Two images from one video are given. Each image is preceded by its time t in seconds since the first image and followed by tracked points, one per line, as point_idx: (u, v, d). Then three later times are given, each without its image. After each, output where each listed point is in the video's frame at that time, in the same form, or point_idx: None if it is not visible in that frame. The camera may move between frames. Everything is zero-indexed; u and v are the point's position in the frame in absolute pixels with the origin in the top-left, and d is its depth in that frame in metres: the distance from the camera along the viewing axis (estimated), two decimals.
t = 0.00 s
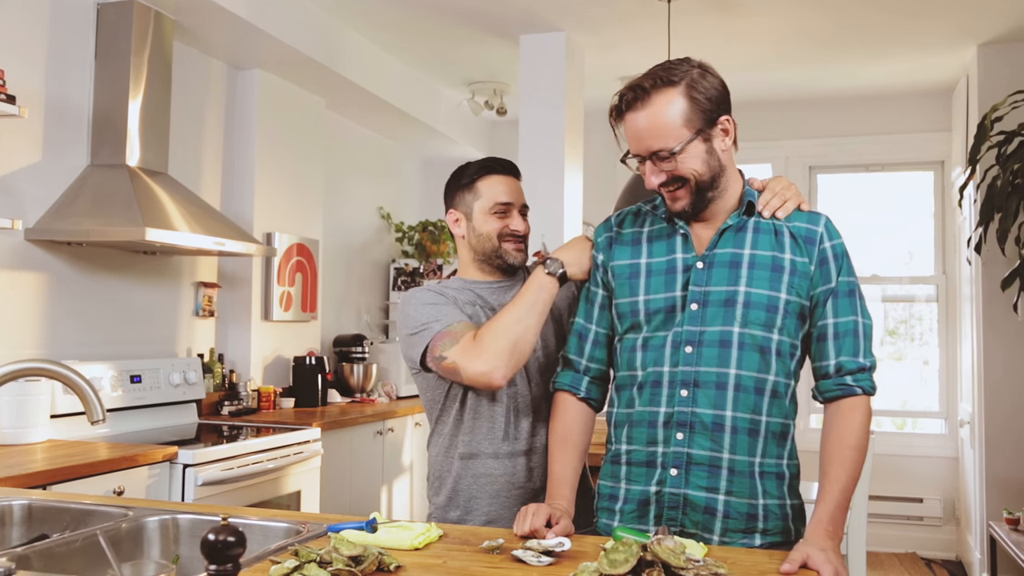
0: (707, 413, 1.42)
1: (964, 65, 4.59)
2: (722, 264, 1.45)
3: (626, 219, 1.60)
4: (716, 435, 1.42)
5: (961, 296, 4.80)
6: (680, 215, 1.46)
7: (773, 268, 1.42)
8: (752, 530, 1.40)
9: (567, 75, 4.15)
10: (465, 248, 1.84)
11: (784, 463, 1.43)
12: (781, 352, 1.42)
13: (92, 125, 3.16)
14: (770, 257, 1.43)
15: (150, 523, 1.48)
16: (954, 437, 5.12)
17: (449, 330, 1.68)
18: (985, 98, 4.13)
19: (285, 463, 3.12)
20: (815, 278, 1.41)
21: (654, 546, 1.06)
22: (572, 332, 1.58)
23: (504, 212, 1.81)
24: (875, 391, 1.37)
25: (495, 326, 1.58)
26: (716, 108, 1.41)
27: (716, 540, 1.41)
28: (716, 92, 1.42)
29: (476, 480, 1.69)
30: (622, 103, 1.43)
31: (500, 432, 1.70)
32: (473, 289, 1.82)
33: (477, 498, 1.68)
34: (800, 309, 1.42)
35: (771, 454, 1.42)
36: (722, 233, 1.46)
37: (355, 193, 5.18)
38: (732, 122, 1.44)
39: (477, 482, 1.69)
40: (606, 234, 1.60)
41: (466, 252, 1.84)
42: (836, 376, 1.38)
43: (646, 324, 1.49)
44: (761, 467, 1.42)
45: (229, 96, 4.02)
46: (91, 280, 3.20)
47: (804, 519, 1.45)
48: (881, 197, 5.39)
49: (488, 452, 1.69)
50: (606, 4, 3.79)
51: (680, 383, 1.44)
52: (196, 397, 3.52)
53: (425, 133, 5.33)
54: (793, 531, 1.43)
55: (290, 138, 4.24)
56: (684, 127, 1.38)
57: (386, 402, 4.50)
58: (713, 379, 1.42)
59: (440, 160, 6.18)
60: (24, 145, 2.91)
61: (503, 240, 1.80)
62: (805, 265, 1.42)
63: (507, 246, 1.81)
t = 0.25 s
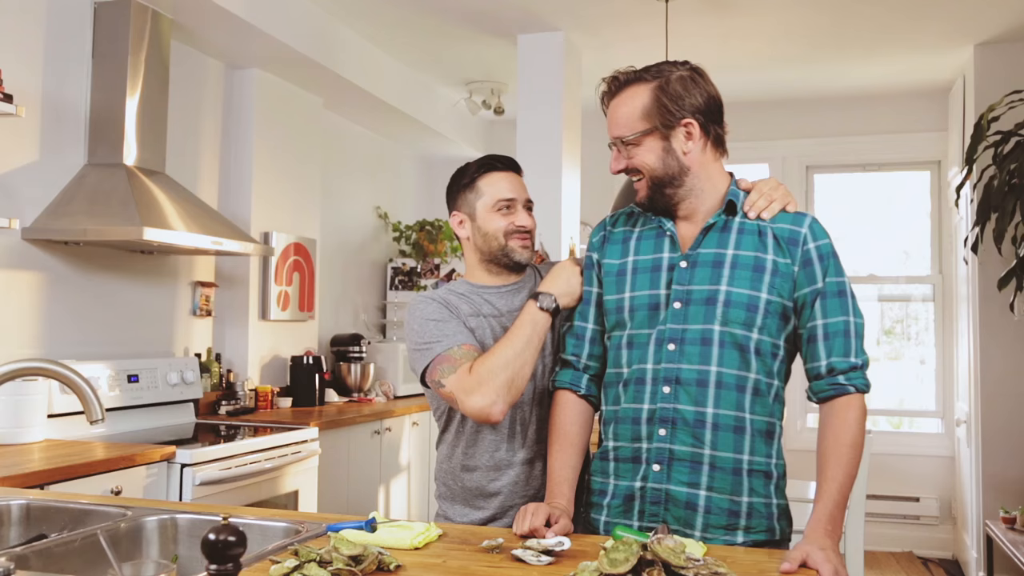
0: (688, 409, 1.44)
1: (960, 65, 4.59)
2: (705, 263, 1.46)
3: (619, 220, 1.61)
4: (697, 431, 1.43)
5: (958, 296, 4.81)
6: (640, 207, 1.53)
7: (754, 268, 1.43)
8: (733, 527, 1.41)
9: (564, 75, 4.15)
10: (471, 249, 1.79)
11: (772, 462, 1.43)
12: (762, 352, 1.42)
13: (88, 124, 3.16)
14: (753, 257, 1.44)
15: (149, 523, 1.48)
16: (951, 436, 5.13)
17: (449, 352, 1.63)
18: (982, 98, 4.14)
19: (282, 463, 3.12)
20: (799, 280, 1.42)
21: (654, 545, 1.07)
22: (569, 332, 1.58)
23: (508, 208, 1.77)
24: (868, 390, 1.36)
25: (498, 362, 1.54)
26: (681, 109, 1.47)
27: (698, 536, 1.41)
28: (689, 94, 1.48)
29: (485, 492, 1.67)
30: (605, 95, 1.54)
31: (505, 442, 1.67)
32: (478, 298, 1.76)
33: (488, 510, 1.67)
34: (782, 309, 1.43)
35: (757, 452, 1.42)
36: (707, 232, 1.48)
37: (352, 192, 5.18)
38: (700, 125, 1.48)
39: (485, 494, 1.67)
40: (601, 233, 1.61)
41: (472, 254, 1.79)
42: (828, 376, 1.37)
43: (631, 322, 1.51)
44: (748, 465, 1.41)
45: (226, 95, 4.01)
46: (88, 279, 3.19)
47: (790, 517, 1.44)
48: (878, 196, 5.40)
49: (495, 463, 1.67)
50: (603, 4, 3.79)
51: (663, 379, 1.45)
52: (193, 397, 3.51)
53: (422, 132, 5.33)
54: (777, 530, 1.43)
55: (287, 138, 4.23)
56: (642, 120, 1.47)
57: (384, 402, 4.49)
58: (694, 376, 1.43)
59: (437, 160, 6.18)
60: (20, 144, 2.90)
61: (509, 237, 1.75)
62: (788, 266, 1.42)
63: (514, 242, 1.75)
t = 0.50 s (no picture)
0: (673, 405, 1.44)
1: (958, 65, 4.60)
2: (688, 261, 1.46)
3: (608, 225, 1.62)
4: (682, 426, 1.43)
5: (955, 296, 4.82)
6: (623, 206, 1.55)
7: (735, 265, 1.43)
8: (719, 520, 1.40)
9: (562, 75, 4.15)
10: (481, 246, 1.79)
11: (756, 456, 1.42)
12: (744, 347, 1.42)
13: (87, 123, 3.15)
14: (734, 254, 1.44)
15: (150, 523, 1.48)
16: (948, 436, 5.14)
17: (442, 374, 1.63)
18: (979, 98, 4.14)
19: (281, 462, 3.12)
20: (780, 275, 1.41)
21: (657, 544, 1.06)
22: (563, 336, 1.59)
23: (517, 202, 1.79)
24: (855, 383, 1.33)
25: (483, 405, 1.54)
26: (659, 108, 1.49)
27: (684, 530, 1.41)
28: (669, 95, 1.50)
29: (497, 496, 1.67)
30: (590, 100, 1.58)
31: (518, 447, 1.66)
32: (484, 300, 1.73)
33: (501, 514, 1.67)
34: (764, 305, 1.42)
35: (740, 446, 1.41)
36: (689, 231, 1.49)
37: (350, 192, 5.17)
38: (680, 124, 1.49)
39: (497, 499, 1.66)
40: (589, 239, 1.63)
41: (482, 251, 1.79)
42: (815, 371, 1.35)
43: (617, 322, 1.52)
44: (731, 458, 1.41)
45: (225, 95, 4.01)
46: (86, 279, 3.18)
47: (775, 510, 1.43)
48: (875, 196, 5.41)
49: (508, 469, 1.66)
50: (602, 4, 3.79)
51: (647, 376, 1.46)
52: (192, 396, 3.51)
53: (421, 131, 5.32)
54: (763, 524, 1.42)
55: (285, 137, 4.23)
56: (621, 120, 1.50)
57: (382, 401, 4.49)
58: (677, 371, 1.44)
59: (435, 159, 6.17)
60: (19, 143, 2.90)
61: (521, 228, 1.76)
62: (769, 262, 1.42)
63: (526, 233, 1.77)
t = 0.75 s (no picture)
0: (673, 405, 1.44)
1: (954, 66, 4.61)
2: (680, 262, 1.47)
3: (597, 228, 1.62)
4: (683, 426, 1.43)
5: (952, 295, 4.83)
6: (611, 205, 1.55)
7: (727, 265, 1.43)
8: (722, 517, 1.40)
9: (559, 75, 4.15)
10: (463, 244, 1.77)
11: (757, 452, 1.43)
12: (739, 346, 1.42)
13: (85, 123, 3.15)
14: (725, 254, 1.44)
15: (151, 523, 1.48)
16: (944, 435, 5.15)
17: (403, 391, 1.63)
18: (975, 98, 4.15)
19: (279, 462, 3.11)
20: (770, 273, 1.41)
21: (660, 544, 1.06)
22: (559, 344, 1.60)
23: (498, 201, 1.77)
24: (844, 378, 1.33)
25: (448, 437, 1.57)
26: (650, 108, 1.49)
27: (688, 529, 1.41)
28: (659, 96, 1.50)
29: (485, 497, 1.67)
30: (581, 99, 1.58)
31: (505, 449, 1.66)
32: (463, 302, 1.72)
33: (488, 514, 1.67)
34: (756, 303, 1.42)
35: (740, 443, 1.42)
36: (680, 233, 1.49)
37: (348, 191, 5.17)
38: (670, 124, 1.50)
39: (484, 498, 1.67)
40: (580, 243, 1.63)
41: (463, 249, 1.77)
42: (804, 367, 1.35)
43: (612, 325, 1.52)
44: (732, 456, 1.41)
45: (222, 94, 4.00)
46: (84, 278, 3.18)
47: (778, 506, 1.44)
48: (872, 196, 5.42)
49: (495, 470, 1.66)
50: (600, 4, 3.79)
51: (646, 377, 1.46)
52: (190, 396, 3.51)
53: (418, 131, 5.32)
54: (766, 519, 1.43)
55: (283, 136, 4.22)
56: (613, 118, 1.49)
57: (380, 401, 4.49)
58: (676, 372, 1.44)
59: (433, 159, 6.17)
60: (17, 143, 2.89)
61: (502, 228, 1.75)
62: (758, 261, 1.42)
63: (506, 233, 1.75)
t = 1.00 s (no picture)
0: (671, 404, 1.43)
1: (951, 66, 4.63)
2: (674, 262, 1.46)
3: (587, 229, 1.62)
4: (681, 424, 1.43)
5: (949, 296, 4.84)
6: (605, 204, 1.52)
7: (721, 265, 1.44)
8: (721, 512, 1.41)
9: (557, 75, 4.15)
10: (440, 241, 1.78)
11: (753, 448, 1.43)
12: (734, 344, 1.43)
13: (83, 122, 3.14)
14: (718, 254, 1.44)
15: (152, 523, 1.48)
16: (941, 435, 5.16)
17: (381, 383, 1.62)
18: (972, 99, 4.17)
19: (278, 462, 3.11)
20: (762, 272, 1.42)
21: (664, 543, 1.07)
22: (548, 345, 1.60)
23: (476, 198, 1.79)
24: (833, 375, 1.34)
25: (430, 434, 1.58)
26: (651, 106, 1.48)
27: (688, 525, 1.41)
28: (659, 95, 1.50)
29: (459, 494, 1.67)
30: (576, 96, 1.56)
31: (481, 444, 1.68)
32: (440, 298, 1.72)
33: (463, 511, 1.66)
34: (750, 302, 1.43)
35: (738, 440, 1.42)
36: (672, 233, 1.48)
37: (346, 191, 5.16)
38: (668, 124, 1.50)
39: (459, 495, 1.66)
40: (570, 243, 1.63)
41: (441, 246, 1.78)
42: (794, 364, 1.35)
43: (606, 325, 1.52)
44: (730, 452, 1.42)
45: (220, 94, 4.00)
46: (82, 278, 3.17)
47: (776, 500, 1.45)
48: (869, 196, 5.43)
49: (471, 465, 1.67)
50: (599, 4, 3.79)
51: (642, 376, 1.45)
52: (188, 396, 3.51)
53: (416, 130, 5.31)
54: (763, 513, 1.44)
55: (281, 136, 4.22)
56: (614, 115, 1.48)
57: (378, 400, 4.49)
58: (672, 370, 1.43)
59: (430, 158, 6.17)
60: (15, 142, 2.89)
61: (481, 224, 1.76)
62: (751, 261, 1.43)
63: (485, 229, 1.77)
